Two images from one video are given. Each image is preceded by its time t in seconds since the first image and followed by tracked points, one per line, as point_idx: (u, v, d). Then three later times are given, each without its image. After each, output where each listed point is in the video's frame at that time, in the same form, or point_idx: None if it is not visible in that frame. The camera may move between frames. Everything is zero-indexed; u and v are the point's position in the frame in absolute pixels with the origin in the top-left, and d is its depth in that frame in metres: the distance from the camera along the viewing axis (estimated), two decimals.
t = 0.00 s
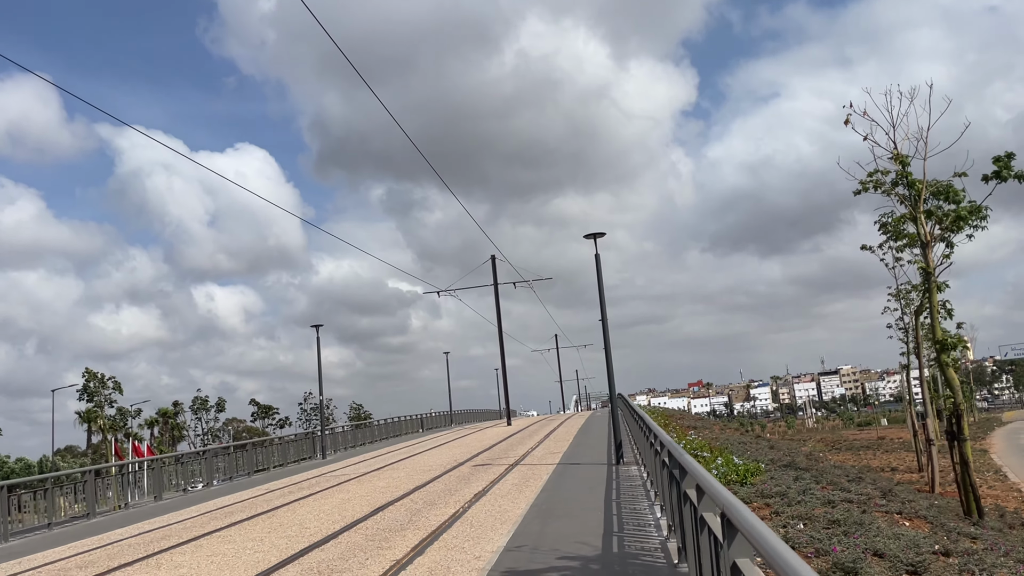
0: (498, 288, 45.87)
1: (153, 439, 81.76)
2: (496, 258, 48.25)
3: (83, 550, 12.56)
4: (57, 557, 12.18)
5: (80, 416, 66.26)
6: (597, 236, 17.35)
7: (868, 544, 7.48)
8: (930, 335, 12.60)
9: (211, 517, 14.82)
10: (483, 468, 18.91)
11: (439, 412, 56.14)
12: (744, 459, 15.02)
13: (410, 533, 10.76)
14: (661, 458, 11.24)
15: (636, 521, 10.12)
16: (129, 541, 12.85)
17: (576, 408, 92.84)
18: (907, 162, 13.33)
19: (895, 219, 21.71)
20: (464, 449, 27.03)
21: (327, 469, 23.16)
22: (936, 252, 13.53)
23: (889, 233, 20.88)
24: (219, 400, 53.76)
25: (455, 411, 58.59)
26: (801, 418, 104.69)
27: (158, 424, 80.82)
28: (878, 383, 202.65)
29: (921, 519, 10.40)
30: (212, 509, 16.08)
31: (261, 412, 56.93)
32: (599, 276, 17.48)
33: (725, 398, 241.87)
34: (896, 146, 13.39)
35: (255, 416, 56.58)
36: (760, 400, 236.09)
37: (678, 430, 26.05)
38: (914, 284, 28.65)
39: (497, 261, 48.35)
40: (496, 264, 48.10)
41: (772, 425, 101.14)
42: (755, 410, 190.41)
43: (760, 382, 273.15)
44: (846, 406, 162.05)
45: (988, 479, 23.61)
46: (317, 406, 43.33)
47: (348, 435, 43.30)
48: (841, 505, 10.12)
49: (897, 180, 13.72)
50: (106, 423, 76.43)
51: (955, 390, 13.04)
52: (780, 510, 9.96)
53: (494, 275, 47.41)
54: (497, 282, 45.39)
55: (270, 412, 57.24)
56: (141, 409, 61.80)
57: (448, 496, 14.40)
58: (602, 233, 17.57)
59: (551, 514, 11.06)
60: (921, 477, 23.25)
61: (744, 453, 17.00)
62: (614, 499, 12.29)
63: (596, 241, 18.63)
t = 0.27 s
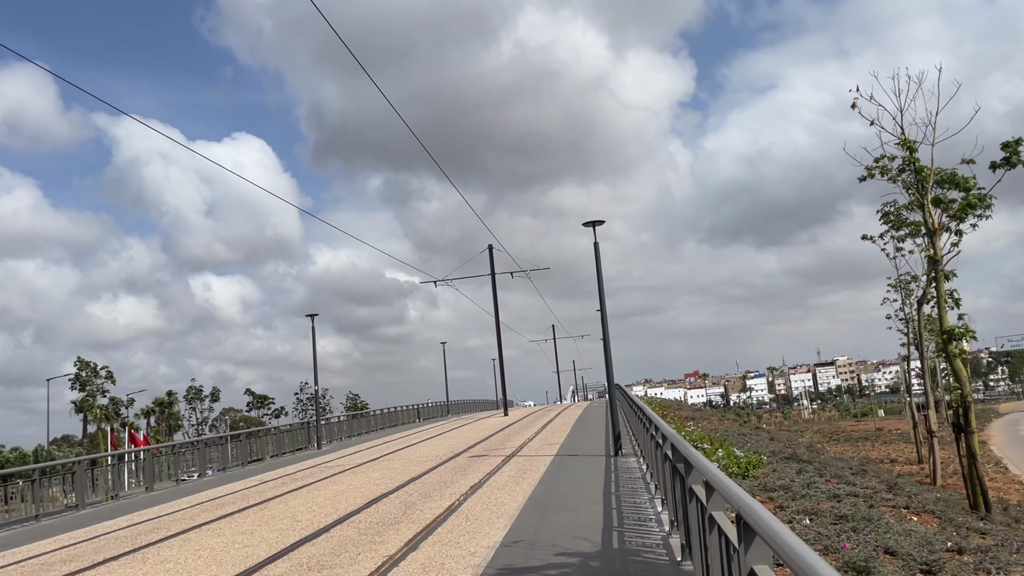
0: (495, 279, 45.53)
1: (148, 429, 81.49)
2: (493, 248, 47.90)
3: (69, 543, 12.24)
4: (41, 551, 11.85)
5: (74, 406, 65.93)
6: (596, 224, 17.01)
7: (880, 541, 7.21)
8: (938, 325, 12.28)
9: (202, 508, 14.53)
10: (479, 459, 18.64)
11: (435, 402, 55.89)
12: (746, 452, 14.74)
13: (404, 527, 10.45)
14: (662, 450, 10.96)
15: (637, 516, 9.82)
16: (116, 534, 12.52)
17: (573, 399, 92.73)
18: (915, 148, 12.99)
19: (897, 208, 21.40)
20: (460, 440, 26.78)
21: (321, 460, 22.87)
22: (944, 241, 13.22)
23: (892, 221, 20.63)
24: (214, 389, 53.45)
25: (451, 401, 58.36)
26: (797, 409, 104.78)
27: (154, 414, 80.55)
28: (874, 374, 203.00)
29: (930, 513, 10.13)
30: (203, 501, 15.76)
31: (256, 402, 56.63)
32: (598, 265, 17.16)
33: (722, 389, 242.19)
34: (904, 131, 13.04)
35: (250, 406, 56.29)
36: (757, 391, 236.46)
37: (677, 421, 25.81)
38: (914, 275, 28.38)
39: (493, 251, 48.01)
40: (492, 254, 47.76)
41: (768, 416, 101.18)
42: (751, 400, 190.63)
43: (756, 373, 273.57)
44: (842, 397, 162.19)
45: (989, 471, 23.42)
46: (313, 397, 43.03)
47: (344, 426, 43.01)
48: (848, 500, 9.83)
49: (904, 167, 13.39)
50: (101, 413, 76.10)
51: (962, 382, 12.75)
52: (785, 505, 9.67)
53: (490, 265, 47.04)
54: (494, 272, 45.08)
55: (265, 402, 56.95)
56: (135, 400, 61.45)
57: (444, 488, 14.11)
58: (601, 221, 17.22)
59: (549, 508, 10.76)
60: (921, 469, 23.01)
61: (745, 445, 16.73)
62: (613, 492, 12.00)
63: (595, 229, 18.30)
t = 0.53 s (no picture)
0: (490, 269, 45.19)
1: (142, 419, 81.15)
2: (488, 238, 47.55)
3: (50, 538, 11.95)
4: (21, 546, 11.55)
5: (67, 396, 65.49)
6: (592, 213, 16.69)
7: (883, 540, 6.96)
8: (940, 317, 12.02)
9: (188, 502, 14.25)
10: (472, 451, 18.38)
11: (430, 393, 55.64)
12: (743, 445, 14.52)
13: (392, 522, 10.18)
14: (658, 444, 10.74)
15: (632, 512, 9.56)
16: (99, 529, 12.23)
17: (568, 389, 92.59)
18: (917, 135, 12.67)
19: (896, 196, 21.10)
20: (455, 430, 26.56)
21: (313, 452, 22.60)
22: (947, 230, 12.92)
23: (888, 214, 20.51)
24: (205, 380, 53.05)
25: (446, 392, 58.12)
26: (791, 400, 104.85)
27: (148, 403, 80.17)
28: (868, 365, 203.44)
29: (931, 509, 9.88)
30: (191, 494, 15.48)
31: (249, 391, 56.30)
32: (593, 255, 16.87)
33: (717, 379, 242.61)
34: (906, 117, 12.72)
35: (243, 396, 56.00)
36: (752, 382, 236.89)
37: (673, 412, 25.57)
38: (913, 266, 28.13)
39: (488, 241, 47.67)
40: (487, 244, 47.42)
41: (764, 407, 101.19)
42: (746, 391, 190.89)
43: (752, 363, 273.96)
44: (837, 388, 162.52)
45: (987, 463, 23.25)
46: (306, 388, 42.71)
47: (338, 416, 42.73)
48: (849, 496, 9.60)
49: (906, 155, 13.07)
50: (94, 403, 75.69)
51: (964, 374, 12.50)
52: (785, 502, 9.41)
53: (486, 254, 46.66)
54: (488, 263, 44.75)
55: (258, 392, 56.64)
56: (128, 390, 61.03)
57: (435, 482, 13.84)
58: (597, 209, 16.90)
59: (542, 503, 10.49)
60: (919, 462, 22.84)
61: (742, 438, 16.50)
62: (608, 487, 11.74)
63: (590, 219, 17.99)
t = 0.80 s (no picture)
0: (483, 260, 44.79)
1: (134, 410, 80.68)
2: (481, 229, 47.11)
3: (25, 531, 11.57)
4: None
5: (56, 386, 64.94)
6: (585, 201, 16.32)
7: (886, 538, 6.65)
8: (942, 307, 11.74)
9: (170, 494, 13.88)
10: (463, 443, 18.03)
11: (422, 385, 55.28)
12: (738, 438, 14.22)
13: (377, 517, 9.83)
14: (651, 438, 10.40)
15: (624, 507, 9.24)
16: (76, 522, 11.85)
17: (563, 381, 92.32)
18: (920, 121, 12.38)
19: (896, 186, 20.81)
20: (446, 422, 26.22)
21: (302, 443, 22.24)
22: (950, 218, 12.64)
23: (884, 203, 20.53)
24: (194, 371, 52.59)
25: (439, 384, 57.76)
26: (785, 393, 104.88)
27: (140, 394, 79.67)
28: (862, 359, 203.94)
29: (933, 505, 9.59)
30: (174, 486, 15.11)
31: (239, 382, 55.85)
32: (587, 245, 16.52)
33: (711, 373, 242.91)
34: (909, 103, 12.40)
35: (233, 387, 55.56)
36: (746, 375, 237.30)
37: (667, 405, 25.31)
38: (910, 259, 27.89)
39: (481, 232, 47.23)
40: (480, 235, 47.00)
41: (758, 400, 101.13)
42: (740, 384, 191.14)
43: (744, 357, 274.23)
44: (831, 381, 162.82)
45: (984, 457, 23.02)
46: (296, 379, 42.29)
47: (329, 408, 42.36)
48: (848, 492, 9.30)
49: (909, 141, 12.78)
50: (84, 393, 75.16)
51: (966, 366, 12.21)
52: (782, 498, 9.10)
53: (479, 246, 46.24)
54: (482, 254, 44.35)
55: (248, 383, 56.19)
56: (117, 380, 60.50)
57: (423, 474, 13.51)
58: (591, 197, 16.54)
59: (531, 497, 10.15)
60: (916, 456, 22.62)
61: (737, 431, 16.23)
62: (600, 481, 11.42)
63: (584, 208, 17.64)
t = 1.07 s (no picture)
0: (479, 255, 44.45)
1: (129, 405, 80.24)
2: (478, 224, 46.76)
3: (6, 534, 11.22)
4: None
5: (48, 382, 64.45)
6: (582, 195, 15.96)
7: (900, 549, 6.35)
8: (953, 305, 11.45)
9: (157, 494, 13.52)
10: (458, 442, 17.69)
11: (419, 381, 54.98)
12: (740, 439, 13.91)
13: (368, 521, 9.49)
14: (652, 439, 10.07)
15: (624, 513, 8.91)
16: (59, 524, 11.50)
17: (559, 377, 92.22)
18: (928, 113, 12.02)
19: (900, 180, 20.47)
20: (442, 419, 25.88)
21: (295, 441, 21.86)
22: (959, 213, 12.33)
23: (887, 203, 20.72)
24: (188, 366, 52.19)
25: (435, 379, 57.45)
26: (783, 389, 104.65)
27: (135, 389, 79.21)
28: (859, 355, 203.96)
29: (943, 511, 9.28)
30: (161, 485, 14.76)
31: (233, 378, 55.48)
32: (585, 240, 16.17)
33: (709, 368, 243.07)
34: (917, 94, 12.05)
35: (228, 383, 55.14)
36: (742, 371, 237.56)
37: (665, 403, 25.00)
38: (911, 255, 27.61)
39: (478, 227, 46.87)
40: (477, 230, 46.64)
41: (755, 397, 100.99)
42: (737, 380, 191.25)
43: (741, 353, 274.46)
44: (829, 377, 162.83)
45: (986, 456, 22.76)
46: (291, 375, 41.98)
47: (324, 404, 42.02)
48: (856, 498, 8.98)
49: (917, 133, 12.42)
50: (79, 388, 74.89)
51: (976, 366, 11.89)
52: (788, 503, 8.79)
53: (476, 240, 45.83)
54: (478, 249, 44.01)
55: (242, 378, 55.81)
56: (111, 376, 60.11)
57: (417, 475, 13.17)
58: (589, 191, 16.17)
59: (528, 501, 9.82)
60: (918, 455, 22.35)
61: (739, 431, 15.94)
62: (598, 483, 11.08)
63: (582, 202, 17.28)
